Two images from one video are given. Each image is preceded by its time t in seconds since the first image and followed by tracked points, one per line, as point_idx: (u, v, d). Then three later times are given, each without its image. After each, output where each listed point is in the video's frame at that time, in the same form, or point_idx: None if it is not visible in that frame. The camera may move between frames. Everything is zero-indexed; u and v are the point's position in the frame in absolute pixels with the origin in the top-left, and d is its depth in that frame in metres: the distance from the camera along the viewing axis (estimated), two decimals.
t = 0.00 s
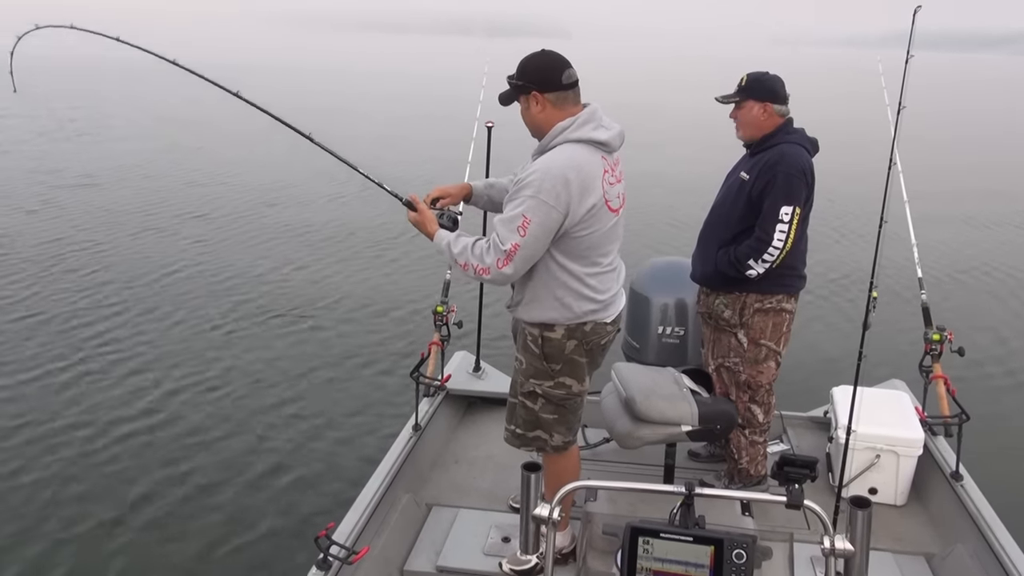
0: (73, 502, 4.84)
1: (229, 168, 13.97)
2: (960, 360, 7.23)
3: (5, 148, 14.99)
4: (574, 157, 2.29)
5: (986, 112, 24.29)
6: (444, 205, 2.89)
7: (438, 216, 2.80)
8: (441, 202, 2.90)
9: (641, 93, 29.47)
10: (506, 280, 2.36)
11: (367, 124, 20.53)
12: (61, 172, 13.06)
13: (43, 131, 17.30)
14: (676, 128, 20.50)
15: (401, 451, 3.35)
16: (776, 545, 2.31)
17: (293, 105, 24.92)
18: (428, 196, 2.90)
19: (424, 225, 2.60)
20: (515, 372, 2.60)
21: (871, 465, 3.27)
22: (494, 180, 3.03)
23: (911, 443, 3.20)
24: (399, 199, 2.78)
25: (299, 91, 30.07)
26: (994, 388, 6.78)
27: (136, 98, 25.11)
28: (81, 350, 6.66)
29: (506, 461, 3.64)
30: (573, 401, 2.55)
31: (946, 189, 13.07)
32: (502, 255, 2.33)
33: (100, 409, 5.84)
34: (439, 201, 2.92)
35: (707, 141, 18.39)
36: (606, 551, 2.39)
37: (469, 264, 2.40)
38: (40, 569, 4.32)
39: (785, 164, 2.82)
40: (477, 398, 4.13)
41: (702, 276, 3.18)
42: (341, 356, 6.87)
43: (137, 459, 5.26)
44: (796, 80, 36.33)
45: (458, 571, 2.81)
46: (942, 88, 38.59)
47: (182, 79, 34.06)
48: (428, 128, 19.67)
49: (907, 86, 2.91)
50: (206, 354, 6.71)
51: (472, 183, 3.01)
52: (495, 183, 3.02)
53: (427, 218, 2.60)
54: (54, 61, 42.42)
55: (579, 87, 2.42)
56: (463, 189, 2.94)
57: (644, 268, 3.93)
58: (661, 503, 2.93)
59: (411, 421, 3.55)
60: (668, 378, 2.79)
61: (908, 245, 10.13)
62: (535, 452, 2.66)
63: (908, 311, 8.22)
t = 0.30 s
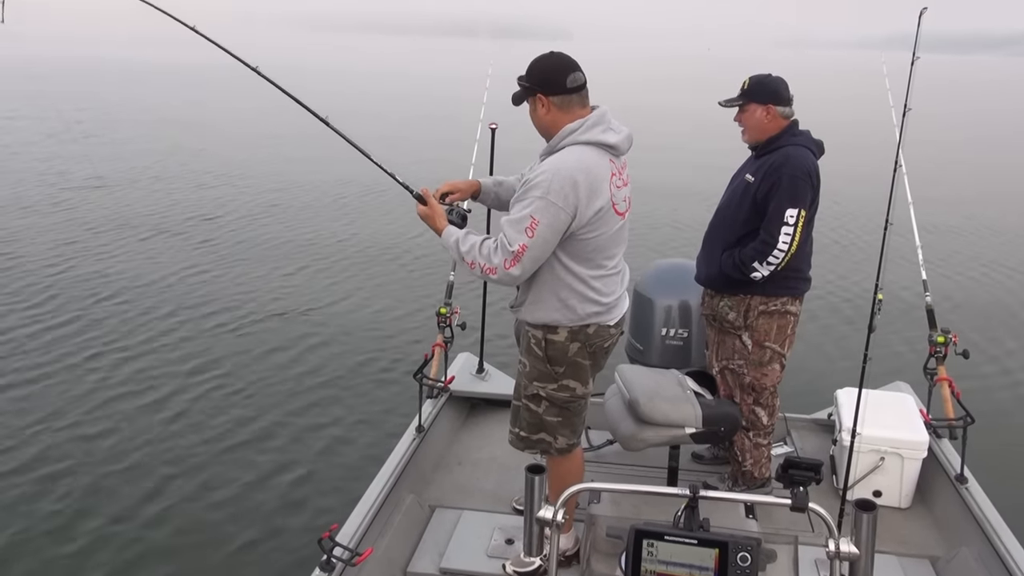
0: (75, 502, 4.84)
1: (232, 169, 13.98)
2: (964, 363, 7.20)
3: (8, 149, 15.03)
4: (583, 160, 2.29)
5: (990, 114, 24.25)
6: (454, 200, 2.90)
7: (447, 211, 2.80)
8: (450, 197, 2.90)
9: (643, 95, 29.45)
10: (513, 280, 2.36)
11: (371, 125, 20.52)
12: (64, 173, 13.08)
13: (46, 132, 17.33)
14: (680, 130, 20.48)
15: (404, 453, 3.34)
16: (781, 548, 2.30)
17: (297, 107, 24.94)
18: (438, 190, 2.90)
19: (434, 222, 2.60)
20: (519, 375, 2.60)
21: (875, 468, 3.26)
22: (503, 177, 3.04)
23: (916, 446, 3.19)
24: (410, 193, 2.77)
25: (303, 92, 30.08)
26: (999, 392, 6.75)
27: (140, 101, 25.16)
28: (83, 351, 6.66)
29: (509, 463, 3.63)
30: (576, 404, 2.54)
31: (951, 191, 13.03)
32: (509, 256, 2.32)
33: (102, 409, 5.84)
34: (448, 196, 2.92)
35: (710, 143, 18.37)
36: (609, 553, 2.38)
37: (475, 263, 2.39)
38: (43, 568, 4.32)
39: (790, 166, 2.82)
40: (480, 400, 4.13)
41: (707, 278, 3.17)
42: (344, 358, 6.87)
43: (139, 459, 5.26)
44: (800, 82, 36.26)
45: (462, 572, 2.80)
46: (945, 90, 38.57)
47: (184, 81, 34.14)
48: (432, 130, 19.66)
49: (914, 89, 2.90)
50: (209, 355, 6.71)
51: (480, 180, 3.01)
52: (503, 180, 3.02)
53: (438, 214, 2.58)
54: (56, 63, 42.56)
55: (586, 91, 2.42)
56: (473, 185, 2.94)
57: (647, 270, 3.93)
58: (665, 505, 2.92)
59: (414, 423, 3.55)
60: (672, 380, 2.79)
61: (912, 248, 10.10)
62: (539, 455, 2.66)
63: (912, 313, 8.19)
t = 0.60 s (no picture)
0: (77, 504, 4.84)
1: (233, 170, 14.00)
2: (965, 364, 7.20)
3: (9, 151, 15.07)
4: (582, 162, 2.29)
5: (989, 115, 24.28)
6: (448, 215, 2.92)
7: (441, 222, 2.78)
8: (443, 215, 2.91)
9: (645, 96, 29.48)
10: (510, 283, 2.36)
11: (373, 126, 20.56)
12: (65, 174, 13.11)
13: (49, 134, 17.37)
14: (681, 131, 20.50)
15: (406, 453, 3.35)
16: (783, 549, 2.30)
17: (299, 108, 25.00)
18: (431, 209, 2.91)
19: (427, 233, 2.60)
20: (522, 378, 2.60)
21: (877, 469, 3.26)
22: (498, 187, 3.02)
23: (917, 447, 3.19)
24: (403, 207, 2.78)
25: (305, 94, 30.14)
26: (1000, 393, 6.74)
27: (141, 101, 25.21)
28: (85, 352, 6.66)
29: (511, 463, 3.64)
30: (580, 406, 2.55)
31: (953, 192, 13.03)
32: (506, 259, 2.33)
33: (104, 410, 5.84)
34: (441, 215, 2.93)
35: (710, 143, 18.38)
36: (612, 554, 2.39)
37: (473, 267, 2.40)
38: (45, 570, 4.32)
39: (791, 168, 2.82)
40: (482, 401, 4.13)
41: (709, 279, 3.18)
42: (346, 358, 6.88)
43: (141, 460, 5.27)
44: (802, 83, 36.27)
45: (464, 572, 2.80)
46: (946, 91, 38.59)
47: (185, 82, 34.21)
48: (434, 131, 19.69)
49: (915, 90, 2.90)
50: (211, 356, 6.72)
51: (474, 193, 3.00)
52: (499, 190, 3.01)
53: (431, 226, 2.59)
54: (58, 64, 42.59)
55: (586, 93, 2.43)
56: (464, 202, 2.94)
57: (649, 271, 3.93)
58: (667, 506, 2.93)
59: (416, 424, 3.55)
60: (674, 381, 2.80)
61: (914, 249, 10.10)
62: (542, 457, 2.66)
63: (914, 314, 8.19)
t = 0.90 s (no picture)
0: (77, 504, 4.85)
1: (232, 170, 14.01)
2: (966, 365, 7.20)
3: (9, 152, 15.08)
4: (573, 161, 2.29)
5: (989, 114, 24.23)
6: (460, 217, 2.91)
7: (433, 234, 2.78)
8: (459, 213, 2.90)
9: (645, 96, 29.48)
10: (499, 281, 2.38)
11: (373, 126, 20.55)
12: (65, 175, 13.11)
13: (49, 135, 17.37)
14: (681, 130, 20.49)
15: (407, 453, 3.35)
16: (783, 548, 2.30)
17: (299, 108, 25.01)
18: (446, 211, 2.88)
19: (420, 245, 2.62)
20: (526, 379, 2.60)
21: (877, 469, 3.25)
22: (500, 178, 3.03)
23: (918, 448, 3.19)
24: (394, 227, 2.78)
25: (305, 94, 30.14)
26: (1001, 393, 6.74)
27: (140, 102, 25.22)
28: (85, 354, 6.66)
29: (511, 463, 3.64)
30: (584, 407, 2.55)
31: (953, 191, 13.01)
32: (495, 257, 2.36)
33: (104, 411, 5.85)
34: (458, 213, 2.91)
35: (710, 143, 18.37)
36: (612, 554, 2.39)
37: (465, 268, 2.43)
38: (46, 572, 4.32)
39: (791, 167, 2.82)
40: (483, 401, 4.13)
41: (709, 279, 3.17)
42: (345, 359, 6.88)
43: (142, 461, 5.27)
44: (802, 83, 36.26)
45: (464, 572, 2.80)
46: (947, 90, 38.52)
47: (184, 82, 34.20)
48: (434, 131, 19.68)
49: (914, 90, 2.90)
50: (211, 357, 6.72)
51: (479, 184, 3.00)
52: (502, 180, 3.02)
53: (419, 237, 2.61)
54: (58, 64, 42.53)
55: (580, 93, 2.43)
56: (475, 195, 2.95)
57: (650, 270, 3.94)
58: (667, 506, 2.92)
59: (416, 424, 3.56)
60: (675, 381, 2.80)
61: (914, 249, 10.09)
62: (545, 458, 2.66)
63: (914, 314, 8.19)
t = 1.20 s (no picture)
0: (76, 501, 4.83)
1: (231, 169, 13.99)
2: (965, 365, 7.19)
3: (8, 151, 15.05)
4: (559, 158, 2.29)
5: (987, 115, 24.28)
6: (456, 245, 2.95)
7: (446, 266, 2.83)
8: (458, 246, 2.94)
9: (644, 96, 29.48)
10: (491, 283, 2.40)
11: (372, 126, 20.54)
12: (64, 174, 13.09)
13: (48, 134, 17.35)
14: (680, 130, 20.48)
15: (406, 453, 3.35)
16: (782, 549, 2.30)
17: (298, 108, 25.00)
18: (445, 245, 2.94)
19: (414, 270, 2.66)
20: (530, 378, 2.60)
21: (877, 469, 3.25)
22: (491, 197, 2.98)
23: (918, 448, 3.18)
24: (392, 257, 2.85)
25: (305, 94, 30.12)
26: (1001, 392, 6.73)
27: (140, 101, 25.20)
28: (85, 352, 6.65)
29: (511, 463, 3.64)
30: (588, 405, 2.54)
31: (953, 191, 13.00)
32: (486, 258, 2.37)
33: (102, 410, 5.83)
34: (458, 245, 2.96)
35: (710, 143, 18.35)
36: (612, 554, 2.39)
37: (460, 275, 2.45)
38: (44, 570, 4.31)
39: (793, 167, 2.81)
40: (483, 400, 4.13)
41: (710, 279, 3.17)
42: (345, 358, 6.87)
43: (141, 459, 5.26)
44: (801, 83, 36.24)
45: (463, 573, 2.80)
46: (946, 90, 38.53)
47: (184, 82, 34.15)
48: (433, 131, 19.67)
49: (915, 89, 2.90)
50: (211, 355, 6.71)
51: (473, 211, 2.99)
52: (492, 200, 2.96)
53: (413, 262, 2.65)
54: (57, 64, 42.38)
55: (568, 93, 2.43)
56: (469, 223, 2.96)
57: (650, 270, 3.94)
58: (667, 506, 2.92)
59: (416, 423, 3.55)
60: (675, 381, 2.79)
61: (914, 248, 10.09)
62: (547, 457, 2.66)
63: (913, 314, 8.19)
